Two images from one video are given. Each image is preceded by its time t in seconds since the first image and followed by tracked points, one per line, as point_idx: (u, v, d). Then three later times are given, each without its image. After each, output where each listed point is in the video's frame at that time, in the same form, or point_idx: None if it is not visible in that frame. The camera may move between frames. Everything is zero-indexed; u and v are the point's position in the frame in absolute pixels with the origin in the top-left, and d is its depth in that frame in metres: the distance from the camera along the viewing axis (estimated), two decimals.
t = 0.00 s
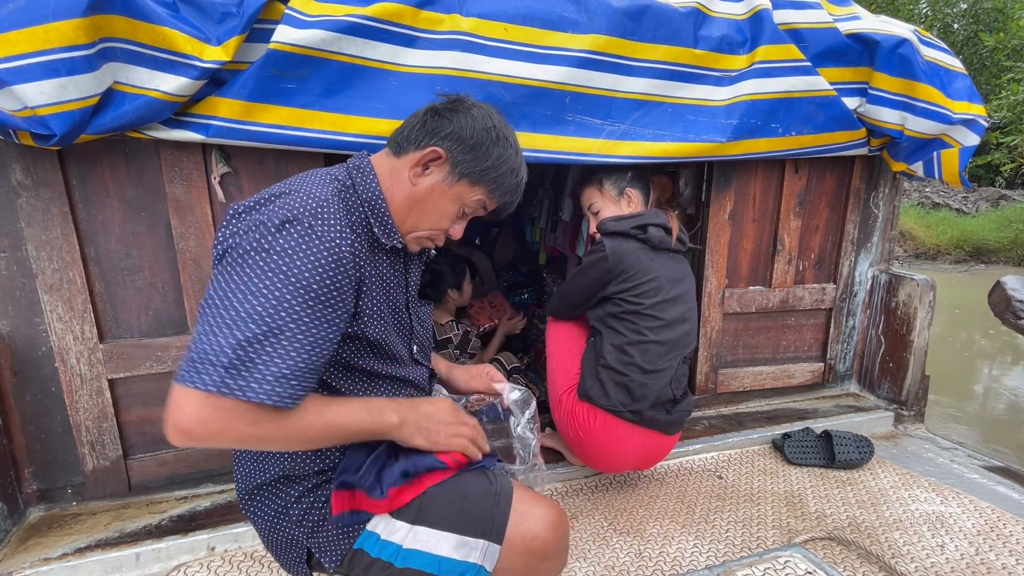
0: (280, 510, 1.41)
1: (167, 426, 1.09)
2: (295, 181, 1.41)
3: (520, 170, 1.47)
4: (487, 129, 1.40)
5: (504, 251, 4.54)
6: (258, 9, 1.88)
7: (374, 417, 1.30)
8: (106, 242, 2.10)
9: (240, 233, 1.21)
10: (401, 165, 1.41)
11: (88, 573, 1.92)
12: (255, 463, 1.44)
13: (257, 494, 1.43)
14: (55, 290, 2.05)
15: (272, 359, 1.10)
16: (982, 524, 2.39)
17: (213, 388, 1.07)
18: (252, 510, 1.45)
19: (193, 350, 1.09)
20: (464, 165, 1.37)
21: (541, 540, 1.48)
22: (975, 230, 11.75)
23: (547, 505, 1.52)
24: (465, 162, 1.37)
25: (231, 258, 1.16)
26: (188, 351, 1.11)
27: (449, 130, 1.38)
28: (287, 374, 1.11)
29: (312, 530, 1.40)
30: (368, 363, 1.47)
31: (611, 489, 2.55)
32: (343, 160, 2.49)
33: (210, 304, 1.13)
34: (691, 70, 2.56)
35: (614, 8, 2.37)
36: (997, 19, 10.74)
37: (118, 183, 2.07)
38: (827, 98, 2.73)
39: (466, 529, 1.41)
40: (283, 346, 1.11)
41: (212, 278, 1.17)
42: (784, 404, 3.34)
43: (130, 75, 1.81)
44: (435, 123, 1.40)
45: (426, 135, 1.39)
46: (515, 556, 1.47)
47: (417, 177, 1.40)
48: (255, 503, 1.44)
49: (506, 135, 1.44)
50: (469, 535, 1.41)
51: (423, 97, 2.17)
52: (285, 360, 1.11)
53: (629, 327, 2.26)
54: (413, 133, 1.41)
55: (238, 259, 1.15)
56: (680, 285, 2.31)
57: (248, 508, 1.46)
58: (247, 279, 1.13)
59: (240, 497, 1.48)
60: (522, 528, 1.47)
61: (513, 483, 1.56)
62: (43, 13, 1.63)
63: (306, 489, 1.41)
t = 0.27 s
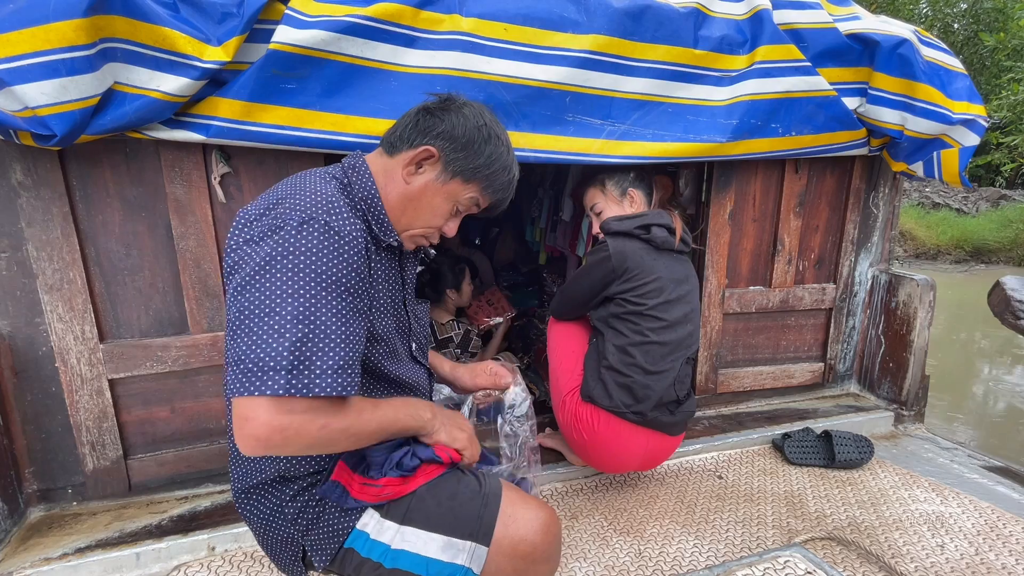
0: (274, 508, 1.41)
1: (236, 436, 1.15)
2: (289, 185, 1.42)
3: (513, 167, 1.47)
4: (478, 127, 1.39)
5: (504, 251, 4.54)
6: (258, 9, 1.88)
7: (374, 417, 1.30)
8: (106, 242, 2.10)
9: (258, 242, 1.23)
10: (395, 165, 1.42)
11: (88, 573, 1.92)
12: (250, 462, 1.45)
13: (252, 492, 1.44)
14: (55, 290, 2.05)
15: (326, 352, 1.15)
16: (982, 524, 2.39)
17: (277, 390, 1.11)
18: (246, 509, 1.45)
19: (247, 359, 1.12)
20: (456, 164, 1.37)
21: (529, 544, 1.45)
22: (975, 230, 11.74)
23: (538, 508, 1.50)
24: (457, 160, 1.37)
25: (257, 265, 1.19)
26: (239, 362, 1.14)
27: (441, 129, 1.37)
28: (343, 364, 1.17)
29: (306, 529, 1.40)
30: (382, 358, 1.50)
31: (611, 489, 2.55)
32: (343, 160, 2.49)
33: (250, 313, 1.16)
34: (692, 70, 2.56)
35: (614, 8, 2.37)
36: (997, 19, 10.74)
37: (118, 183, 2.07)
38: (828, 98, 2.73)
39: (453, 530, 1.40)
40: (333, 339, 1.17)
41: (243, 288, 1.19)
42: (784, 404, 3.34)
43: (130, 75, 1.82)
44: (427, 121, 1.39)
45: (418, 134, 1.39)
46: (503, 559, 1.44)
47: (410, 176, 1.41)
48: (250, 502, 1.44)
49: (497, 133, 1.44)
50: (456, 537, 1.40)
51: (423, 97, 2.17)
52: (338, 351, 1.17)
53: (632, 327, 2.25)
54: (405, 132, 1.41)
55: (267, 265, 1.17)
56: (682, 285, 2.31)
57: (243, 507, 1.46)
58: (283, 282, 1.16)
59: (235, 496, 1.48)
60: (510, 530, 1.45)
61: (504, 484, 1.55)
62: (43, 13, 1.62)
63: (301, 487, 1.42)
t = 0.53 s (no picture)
0: (277, 507, 1.42)
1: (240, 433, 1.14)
2: (293, 185, 1.43)
3: (514, 169, 1.48)
4: (481, 128, 1.41)
5: (504, 251, 4.54)
6: (258, 9, 1.88)
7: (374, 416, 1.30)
8: (106, 242, 2.10)
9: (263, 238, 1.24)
10: (399, 164, 1.42)
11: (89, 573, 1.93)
12: (252, 461, 1.44)
13: (255, 491, 1.44)
14: (55, 290, 2.05)
15: (330, 344, 1.14)
16: (982, 525, 2.39)
17: (281, 382, 1.10)
18: (248, 507, 1.45)
19: (253, 353, 1.12)
20: (459, 164, 1.38)
21: (533, 545, 1.46)
22: (975, 230, 11.74)
23: (542, 509, 1.50)
24: (461, 161, 1.38)
25: (261, 260, 1.19)
26: (245, 356, 1.14)
27: (445, 130, 1.38)
28: (349, 355, 1.16)
29: (309, 528, 1.40)
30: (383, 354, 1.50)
31: (611, 489, 2.55)
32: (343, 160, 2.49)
33: (255, 307, 1.16)
34: (691, 70, 2.56)
35: (614, 8, 2.37)
36: (997, 19, 10.74)
37: (118, 184, 2.07)
38: (828, 98, 2.73)
39: (457, 530, 1.41)
40: (337, 331, 1.16)
41: (248, 284, 1.19)
42: (784, 404, 3.34)
43: (130, 76, 1.82)
44: (431, 122, 1.40)
45: (423, 134, 1.39)
46: (506, 560, 1.45)
47: (415, 176, 1.41)
48: (253, 500, 1.44)
49: (500, 135, 1.45)
50: (460, 537, 1.41)
51: (423, 97, 2.17)
52: (343, 343, 1.16)
53: (627, 329, 2.26)
54: (410, 133, 1.41)
55: (272, 260, 1.18)
56: (679, 284, 2.32)
57: (246, 505, 1.47)
58: (287, 275, 1.17)
59: (237, 494, 1.48)
60: (513, 531, 1.45)
61: (507, 486, 1.57)
62: (44, 13, 1.63)
63: (304, 487, 1.42)
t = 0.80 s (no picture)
0: (281, 509, 1.42)
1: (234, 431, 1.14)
2: (290, 185, 1.43)
3: (514, 166, 1.49)
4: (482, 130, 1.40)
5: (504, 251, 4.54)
6: (258, 10, 1.88)
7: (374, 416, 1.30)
8: (106, 242, 2.10)
9: (258, 236, 1.24)
10: (401, 169, 1.42)
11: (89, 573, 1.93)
12: (255, 462, 1.45)
13: (259, 492, 1.44)
14: (55, 290, 2.05)
15: (325, 341, 1.15)
16: (982, 525, 2.39)
17: (277, 379, 1.11)
18: (252, 509, 1.46)
19: (247, 350, 1.12)
20: (462, 167, 1.38)
21: (539, 543, 1.46)
22: (976, 230, 11.74)
23: (546, 508, 1.51)
24: (463, 164, 1.38)
25: (256, 258, 1.19)
26: (238, 354, 1.14)
27: (446, 133, 1.37)
28: (344, 352, 1.16)
29: (313, 530, 1.40)
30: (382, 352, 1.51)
31: (611, 489, 2.55)
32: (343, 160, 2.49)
33: (250, 305, 1.16)
34: (691, 70, 2.56)
35: (614, 8, 2.37)
36: (997, 20, 10.74)
37: (119, 184, 2.07)
38: (828, 98, 2.73)
39: (463, 530, 1.40)
40: (331, 329, 1.16)
41: (243, 282, 1.19)
42: (784, 404, 3.35)
43: (131, 76, 1.82)
44: (431, 125, 1.39)
45: (424, 138, 1.38)
46: (513, 559, 1.45)
47: (417, 181, 1.41)
48: (257, 502, 1.45)
49: (499, 134, 1.45)
50: (466, 537, 1.40)
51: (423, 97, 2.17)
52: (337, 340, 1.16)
53: (616, 332, 2.26)
54: (410, 136, 1.40)
55: (266, 257, 1.18)
56: (679, 284, 2.33)
57: (250, 507, 1.47)
58: (282, 272, 1.17)
59: (240, 496, 1.49)
60: (519, 530, 1.46)
61: (513, 486, 1.56)
62: (44, 14, 1.63)
63: (307, 488, 1.42)
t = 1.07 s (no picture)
0: (276, 510, 1.43)
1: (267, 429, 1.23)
2: (287, 184, 1.42)
3: (507, 164, 1.47)
4: (472, 128, 1.39)
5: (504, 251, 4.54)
6: (258, 9, 1.88)
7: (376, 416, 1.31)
8: (106, 242, 2.10)
9: (277, 246, 1.27)
10: (391, 169, 1.42)
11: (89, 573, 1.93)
12: (251, 464, 1.46)
13: (255, 494, 1.45)
14: (56, 290, 2.05)
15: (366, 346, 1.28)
16: (982, 525, 2.39)
17: (332, 383, 1.24)
18: (249, 510, 1.47)
19: (297, 360, 1.23)
20: (451, 167, 1.38)
21: (530, 546, 1.45)
22: (976, 230, 11.73)
23: (538, 509, 1.49)
24: (453, 163, 1.38)
25: (286, 270, 1.25)
26: (286, 364, 1.24)
27: (435, 132, 1.37)
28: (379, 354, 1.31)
29: (307, 530, 1.40)
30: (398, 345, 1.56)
31: (611, 489, 2.55)
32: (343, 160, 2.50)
33: (287, 317, 1.23)
34: (691, 70, 2.56)
35: (614, 8, 2.37)
36: (998, 20, 10.74)
37: (119, 184, 2.07)
38: (827, 98, 2.73)
39: (454, 531, 1.40)
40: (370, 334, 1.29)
41: (274, 294, 1.25)
42: (784, 404, 3.35)
43: (130, 76, 1.82)
44: (420, 125, 1.39)
45: (413, 138, 1.38)
46: (504, 560, 1.44)
47: (407, 182, 1.41)
48: (253, 503, 1.46)
49: (491, 131, 1.43)
50: (457, 538, 1.40)
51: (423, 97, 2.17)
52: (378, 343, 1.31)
53: (613, 333, 2.25)
54: (399, 136, 1.40)
55: (297, 270, 1.24)
56: (680, 284, 2.32)
57: (246, 508, 1.48)
58: (317, 284, 1.25)
59: (238, 498, 1.50)
60: (510, 532, 1.44)
61: (505, 486, 1.53)
62: (44, 14, 1.63)
63: (301, 489, 1.42)
